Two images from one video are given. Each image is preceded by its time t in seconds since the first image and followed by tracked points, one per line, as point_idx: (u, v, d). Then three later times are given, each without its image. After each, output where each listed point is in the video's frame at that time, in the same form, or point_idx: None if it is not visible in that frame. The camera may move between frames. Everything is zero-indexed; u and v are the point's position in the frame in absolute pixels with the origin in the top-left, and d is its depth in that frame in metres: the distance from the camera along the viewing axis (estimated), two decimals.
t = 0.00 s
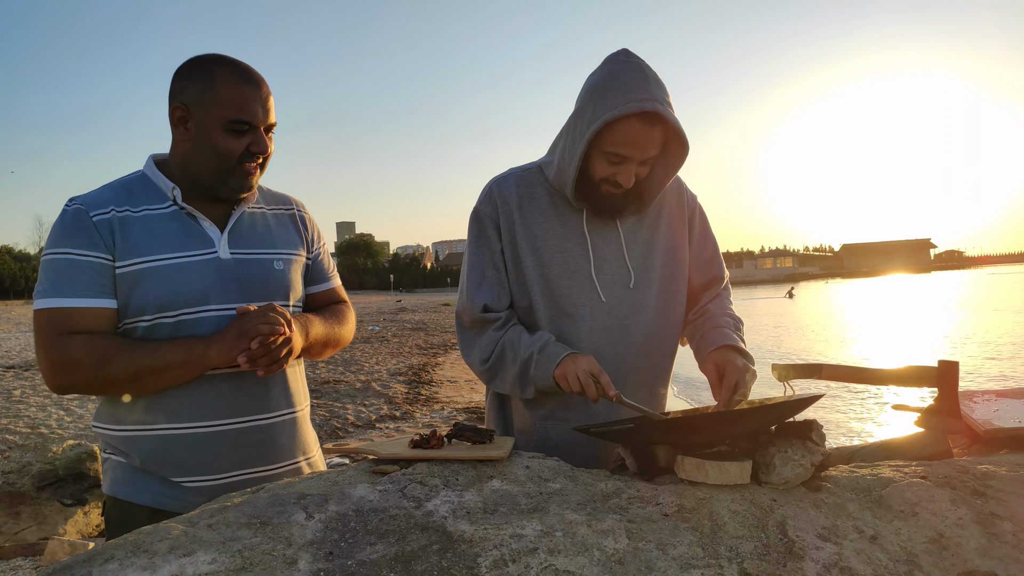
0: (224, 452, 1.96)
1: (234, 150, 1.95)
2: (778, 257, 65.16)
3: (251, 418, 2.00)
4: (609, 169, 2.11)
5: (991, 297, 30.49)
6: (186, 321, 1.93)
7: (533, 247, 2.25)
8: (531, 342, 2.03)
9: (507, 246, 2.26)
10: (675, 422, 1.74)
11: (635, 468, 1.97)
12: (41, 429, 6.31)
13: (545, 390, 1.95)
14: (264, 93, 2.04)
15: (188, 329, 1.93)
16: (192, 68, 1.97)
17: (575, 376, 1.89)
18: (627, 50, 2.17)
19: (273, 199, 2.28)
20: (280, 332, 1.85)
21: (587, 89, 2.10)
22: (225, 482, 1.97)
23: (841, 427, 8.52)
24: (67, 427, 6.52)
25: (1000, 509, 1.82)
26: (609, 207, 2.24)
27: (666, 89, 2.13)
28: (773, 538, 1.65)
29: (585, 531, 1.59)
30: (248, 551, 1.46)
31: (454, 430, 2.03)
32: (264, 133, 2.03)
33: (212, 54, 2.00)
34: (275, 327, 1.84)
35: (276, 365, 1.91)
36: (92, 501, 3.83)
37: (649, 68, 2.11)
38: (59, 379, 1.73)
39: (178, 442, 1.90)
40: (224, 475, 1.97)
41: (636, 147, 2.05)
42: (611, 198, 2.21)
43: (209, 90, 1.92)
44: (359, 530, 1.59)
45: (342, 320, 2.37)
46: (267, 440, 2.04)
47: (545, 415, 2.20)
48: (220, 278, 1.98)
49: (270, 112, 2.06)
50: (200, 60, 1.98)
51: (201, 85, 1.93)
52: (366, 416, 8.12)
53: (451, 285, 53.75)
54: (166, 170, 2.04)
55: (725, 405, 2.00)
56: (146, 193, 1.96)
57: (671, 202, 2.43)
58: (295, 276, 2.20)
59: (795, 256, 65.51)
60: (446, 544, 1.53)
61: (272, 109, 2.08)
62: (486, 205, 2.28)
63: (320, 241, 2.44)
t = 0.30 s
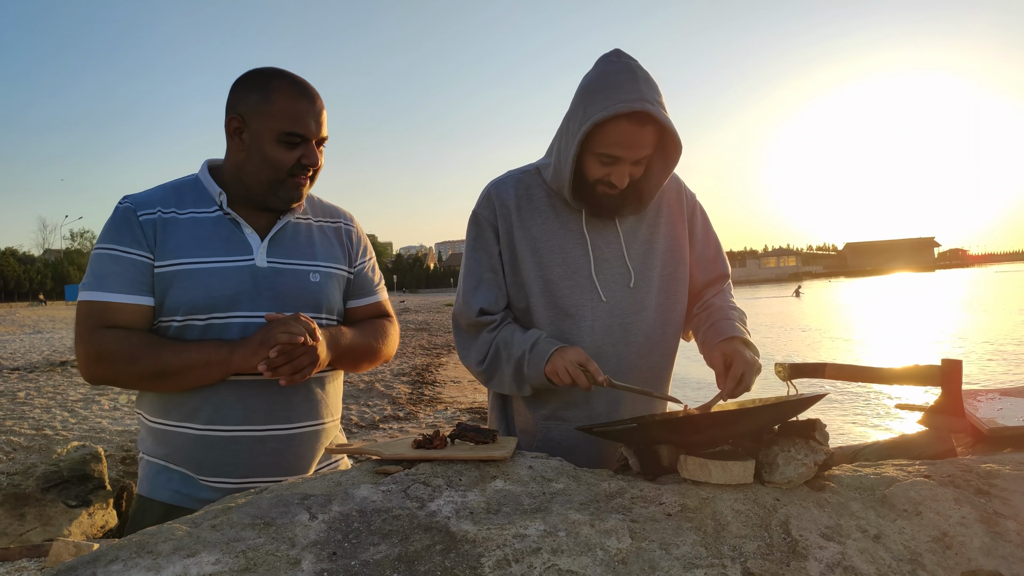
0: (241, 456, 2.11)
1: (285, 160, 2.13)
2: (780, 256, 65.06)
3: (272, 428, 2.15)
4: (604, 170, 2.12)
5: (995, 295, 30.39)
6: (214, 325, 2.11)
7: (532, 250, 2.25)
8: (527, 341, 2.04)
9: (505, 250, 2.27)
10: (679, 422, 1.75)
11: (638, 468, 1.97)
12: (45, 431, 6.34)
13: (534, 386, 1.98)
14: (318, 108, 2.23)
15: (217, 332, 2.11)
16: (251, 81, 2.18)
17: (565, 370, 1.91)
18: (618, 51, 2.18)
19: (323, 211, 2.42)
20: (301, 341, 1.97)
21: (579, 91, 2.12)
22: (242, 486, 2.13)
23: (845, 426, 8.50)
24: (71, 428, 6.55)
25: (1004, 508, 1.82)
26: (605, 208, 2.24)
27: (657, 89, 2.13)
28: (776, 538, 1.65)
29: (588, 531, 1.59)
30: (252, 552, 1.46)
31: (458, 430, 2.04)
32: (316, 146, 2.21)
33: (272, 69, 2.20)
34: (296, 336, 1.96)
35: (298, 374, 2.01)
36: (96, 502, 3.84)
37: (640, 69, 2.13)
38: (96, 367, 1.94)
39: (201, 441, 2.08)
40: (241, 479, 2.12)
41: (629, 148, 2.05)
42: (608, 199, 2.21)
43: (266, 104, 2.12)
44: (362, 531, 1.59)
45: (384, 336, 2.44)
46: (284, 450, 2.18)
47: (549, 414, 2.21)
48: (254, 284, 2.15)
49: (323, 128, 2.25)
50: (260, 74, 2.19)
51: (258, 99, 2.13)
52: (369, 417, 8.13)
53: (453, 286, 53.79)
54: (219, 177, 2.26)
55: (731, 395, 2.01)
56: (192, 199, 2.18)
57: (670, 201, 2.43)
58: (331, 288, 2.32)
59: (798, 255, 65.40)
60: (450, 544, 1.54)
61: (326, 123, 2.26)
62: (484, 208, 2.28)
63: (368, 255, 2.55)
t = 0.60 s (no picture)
0: (243, 450, 2.13)
1: (311, 163, 2.17)
2: (778, 256, 65.11)
3: (274, 425, 2.17)
4: (556, 170, 2.12)
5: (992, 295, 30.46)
6: (226, 317, 2.14)
7: (506, 252, 2.28)
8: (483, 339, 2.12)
9: (479, 253, 2.30)
10: (678, 421, 1.75)
11: (635, 467, 1.97)
12: (42, 429, 6.33)
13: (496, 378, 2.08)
14: (348, 113, 2.26)
15: (230, 324, 2.15)
16: (286, 82, 2.23)
17: (500, 359, 2.02)
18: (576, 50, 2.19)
19: (347, 214, 2.46)
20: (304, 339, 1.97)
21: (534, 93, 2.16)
22: (242, 482, 2.13)
23: (842, 425, 8.51)
24: (69, 426, 6.54)
25: (1001, 507, 1.82)
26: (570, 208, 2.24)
27: (609, 85, 2.10)
28: (773, 537, 1.66)
29: (585, 530, 1.59)
30: (249, 550, 1.46)
31: (455, 429, 2.03)
32: (342, 151, 2.25)
33: (306, 71, 2.25)
34: (300, 333, 1.96)
35: (301, 369, 2.02)
36: (93, 500, 3.83)
37: (592, 67, 2.11)
38: (109, 349, 1.98)
39: (204, 432, 2.10)
40: (241, 475, 2.12)
41: (568, 145, 2.06)
42: (568, 198, 2.21)
43: (297, 105, 2.17)
44: (359, 529, 1.59)
45: (398, 341, 2.44)
46: (284, 448, 2.18)
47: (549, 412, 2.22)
48: (268, 280, 2.18)
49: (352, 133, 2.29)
50: (295, 76, 2.23)
51: (290, 101, 2.18)
52: (367, 415, 8.12)
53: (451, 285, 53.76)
54: (245, 173, 2.31)
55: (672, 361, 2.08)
56: (216, 192, 2.23)
57: (650, 194, 2.37)
58: (345, 291, 2.35)
59: (796, 254, 65.46)
60: (447, 543, 1.53)
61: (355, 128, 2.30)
62: (459, 217, 2.34)
63: (389, 260, 2.57)
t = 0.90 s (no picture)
0: (244, 450, 2.13)
1: (303, 169, 2.15)
2: (776, 256, 65.22)
3: (276, 424, 2.17)
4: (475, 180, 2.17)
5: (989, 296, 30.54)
6: (231, 317, 2.14)
7: (457, 264, 2.33)
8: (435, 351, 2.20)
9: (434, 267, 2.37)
10: (674, 422, 1.75)
11: (633, 467, 1.98)
12: (38, 430, 6.32)
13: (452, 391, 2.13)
14: (348, 119, 2.24)
15: (235, 324, 2.15)
16: (289, 86, 2.22)
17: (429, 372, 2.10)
18: (492, 58, 2.22)
19: (349, 216, 2.47)
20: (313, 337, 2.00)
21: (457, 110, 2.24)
22: (244, 482, 2.13)
23: (839, 426, 8.53)
24: (65, 428, 6.52)
25: (997, 507, 1.83)
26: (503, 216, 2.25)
27: (513, 88, 2.12)
28: (770, 537, 1.66)
29: (582, 530, 1.59)
30: (245, 551, 1.46)
31: (454, 430, 2.04)
32: (337, 159, 2.23)
33: (310, 75, 2.24)
34: (308, 331, 1.99)
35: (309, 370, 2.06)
36: (90, 501, 3.82)
37: (495, 73, 2.14)
38: (114, 348, 1.97)
39: (206, 432, 2.10)
40: (243, 475, 2.12)
41: (477, 153, 2.09)
42: (496, 207, 2.23)
43: (294, 109, 2.16)
44: (356, 530, 1.59)
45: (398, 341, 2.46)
46: (284, 448, 2.19)
47: (547, 413, 2.22)
48: (273, 281, 2.19)
49: (351, 139, 2.26)
50: (298, 79, 2.22)
51: (289, 105, 2.18)
52: (365, 416, 8.11)
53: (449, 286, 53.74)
54: (248, 173, 2.31)
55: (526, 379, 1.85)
56: (221, 193, 2.23)
57: (590, 190, 2.27)
58: (348, 292, 2.36)
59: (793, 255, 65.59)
60: (444, 544, 1.53)
61: (354, 134, 2.28)
62: (415, 235, 2.44)
63: (392, 261, 2.58)
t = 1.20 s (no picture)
0: (245, 448, 2.13)
1: (297, 168, 2.15)
2: (777, 255, 65.17)
3: (278, 422, 2.18)
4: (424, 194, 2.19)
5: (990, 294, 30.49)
6: (233, 316, 2.15)
7: (424, 275, 2.34)
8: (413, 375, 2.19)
9: (404, 280, 2.40)
10: (675, 420, 1.75)
11: (635, 466, 1.99)
12: (40, 429, 6.33)
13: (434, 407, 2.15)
14: (343, 118, 2.23)
15: (237, 322, 2.15)
16: (285, 85, 2.22)
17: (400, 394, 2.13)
18: (422, 68, 2.20)
19: (348, 215, 2.47)
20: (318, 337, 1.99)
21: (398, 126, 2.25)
22: (245, 480, 2.13)
23: (840, 424, 8.53)
24: (67, 426, 6.53)
25: (998, 505, 1.82)
26: (459, 225, 2.27)
27: (443, 96, 2.11)
28: (771, 535, 1.66)
29: (583, 528, 1.59)
30: (247, 549, 1.46)
31: (454, 428, 2.06)
32: (332, 158, 2.22)
33: (306, 74, 2.23)
34: (313, 331, 1.98)
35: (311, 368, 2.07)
36: (91, 500, 3.82)
37: (424, 84, 2.14)
38: (116, 347, 1.97)
39: (208, 430, 2.10)
40: (245, 473, 2.13)
41: (419, 168, 2.11)
42: (452, 217, 2.25)
43: (289, 109, 2.16)
44: (357, 528, 1.59)
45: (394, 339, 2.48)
46: (286, 445, 2.19)
47: (548, 410, 2.23)
48: (275, 279, 2.19)
49: (347, 137, 2.26)
50: (294, 78, 2.22)
51: (283, 104, 2.18)
52: (366, 415, 8.12)
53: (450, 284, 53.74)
54: (248, 172, 2.31)
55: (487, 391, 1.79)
56: (222, 192, 2.23)
57: (543, 182, 2.29)
58: (348, 290, 2.38)
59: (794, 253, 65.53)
60: (445, 542, 1.53)
61: (349, 133, 2.27)
62: (383, 250, 2.47)
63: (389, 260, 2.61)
